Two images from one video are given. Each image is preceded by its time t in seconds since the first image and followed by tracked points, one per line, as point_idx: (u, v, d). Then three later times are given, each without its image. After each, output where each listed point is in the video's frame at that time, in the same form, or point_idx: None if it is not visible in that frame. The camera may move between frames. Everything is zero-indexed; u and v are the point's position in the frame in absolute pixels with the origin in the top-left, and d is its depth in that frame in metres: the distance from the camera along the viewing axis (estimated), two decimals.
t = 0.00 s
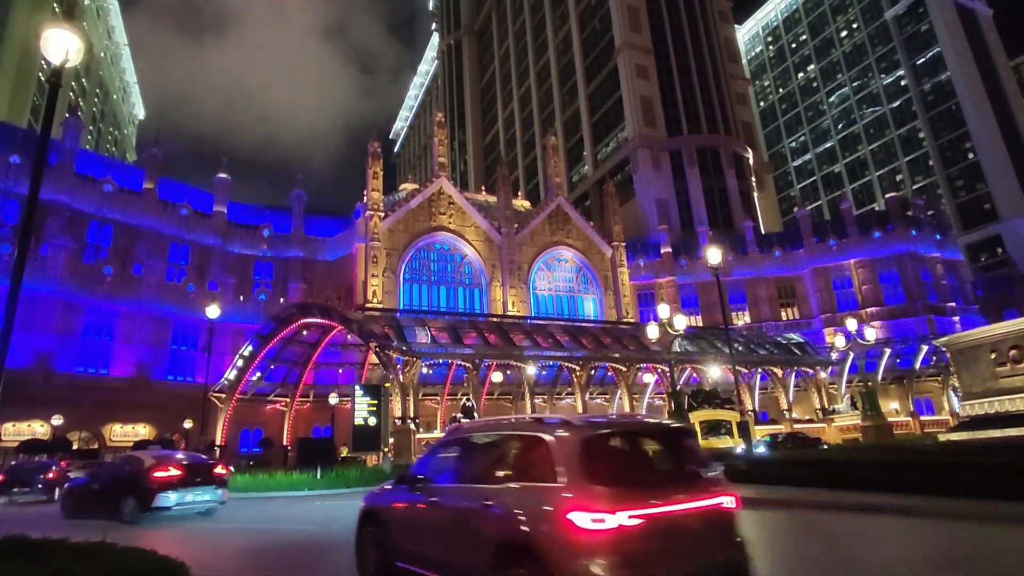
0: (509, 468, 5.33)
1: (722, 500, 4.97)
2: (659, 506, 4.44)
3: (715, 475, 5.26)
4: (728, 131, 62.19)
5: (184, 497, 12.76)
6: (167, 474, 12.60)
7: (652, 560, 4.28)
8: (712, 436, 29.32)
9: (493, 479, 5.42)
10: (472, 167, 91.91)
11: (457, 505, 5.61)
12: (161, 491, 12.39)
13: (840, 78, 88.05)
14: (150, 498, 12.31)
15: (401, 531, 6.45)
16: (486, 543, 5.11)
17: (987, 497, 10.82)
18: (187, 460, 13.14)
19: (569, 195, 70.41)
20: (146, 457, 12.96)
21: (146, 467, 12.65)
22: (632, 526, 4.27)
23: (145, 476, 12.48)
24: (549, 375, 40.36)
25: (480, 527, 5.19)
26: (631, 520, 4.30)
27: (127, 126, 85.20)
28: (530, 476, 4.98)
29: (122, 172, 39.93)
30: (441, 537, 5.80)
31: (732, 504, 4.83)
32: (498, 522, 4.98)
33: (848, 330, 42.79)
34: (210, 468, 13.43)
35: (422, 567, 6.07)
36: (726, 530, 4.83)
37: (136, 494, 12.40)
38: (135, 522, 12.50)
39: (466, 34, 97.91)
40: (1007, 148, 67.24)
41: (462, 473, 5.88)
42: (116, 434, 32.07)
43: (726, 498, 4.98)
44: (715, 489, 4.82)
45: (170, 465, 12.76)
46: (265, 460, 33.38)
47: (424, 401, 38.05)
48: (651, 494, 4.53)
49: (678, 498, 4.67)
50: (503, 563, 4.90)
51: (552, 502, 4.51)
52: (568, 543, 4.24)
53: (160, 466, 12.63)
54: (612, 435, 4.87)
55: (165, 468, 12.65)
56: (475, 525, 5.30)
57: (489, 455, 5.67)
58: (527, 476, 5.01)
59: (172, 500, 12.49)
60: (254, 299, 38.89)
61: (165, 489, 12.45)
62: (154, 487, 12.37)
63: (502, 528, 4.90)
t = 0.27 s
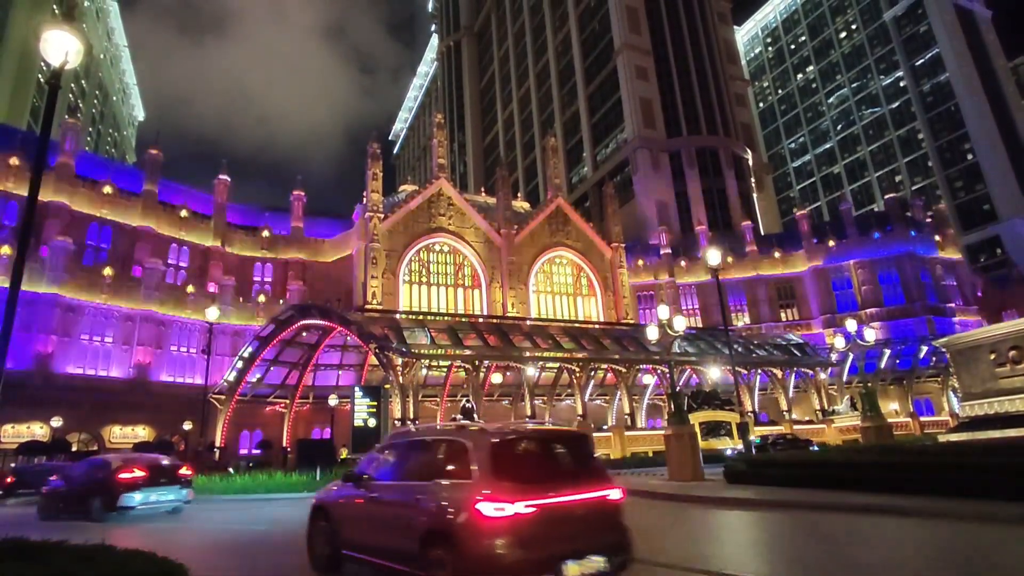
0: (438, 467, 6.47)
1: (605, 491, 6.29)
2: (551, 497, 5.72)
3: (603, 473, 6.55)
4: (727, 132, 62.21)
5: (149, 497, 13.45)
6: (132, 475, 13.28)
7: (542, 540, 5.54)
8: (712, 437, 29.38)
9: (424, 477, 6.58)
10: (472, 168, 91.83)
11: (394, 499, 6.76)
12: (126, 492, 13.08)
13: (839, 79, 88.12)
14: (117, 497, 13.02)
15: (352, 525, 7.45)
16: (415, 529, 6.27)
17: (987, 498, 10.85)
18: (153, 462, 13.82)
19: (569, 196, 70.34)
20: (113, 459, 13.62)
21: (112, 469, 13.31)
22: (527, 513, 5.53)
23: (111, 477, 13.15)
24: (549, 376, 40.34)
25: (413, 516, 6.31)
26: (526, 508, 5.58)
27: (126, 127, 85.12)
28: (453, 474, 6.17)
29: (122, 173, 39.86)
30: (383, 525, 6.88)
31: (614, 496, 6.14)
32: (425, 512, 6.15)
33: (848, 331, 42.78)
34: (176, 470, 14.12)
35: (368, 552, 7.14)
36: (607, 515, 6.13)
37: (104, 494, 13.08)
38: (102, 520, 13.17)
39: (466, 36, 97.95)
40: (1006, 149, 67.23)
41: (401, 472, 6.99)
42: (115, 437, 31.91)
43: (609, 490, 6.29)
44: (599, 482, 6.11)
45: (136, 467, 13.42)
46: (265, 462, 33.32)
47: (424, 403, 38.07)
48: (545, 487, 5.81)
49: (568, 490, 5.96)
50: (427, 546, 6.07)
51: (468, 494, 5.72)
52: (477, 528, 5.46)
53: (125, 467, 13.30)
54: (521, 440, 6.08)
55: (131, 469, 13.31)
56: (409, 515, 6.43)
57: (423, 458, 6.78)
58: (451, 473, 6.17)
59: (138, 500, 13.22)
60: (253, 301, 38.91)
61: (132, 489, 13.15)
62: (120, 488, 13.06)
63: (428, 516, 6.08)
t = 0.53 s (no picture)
0: (380, 466, 6.99)
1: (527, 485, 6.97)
2: (476, 490, 6.37)
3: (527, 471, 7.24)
4: (726, 134, 62.28)
5: (117, 498, 13.94)
6: (100, 478, 13.75)
7: (468, 527, 6.16)
8: (711, 439, 29.38)
9: (366, 476, 7.10)
10: (471, 169, 91.83)
11: (340, 496, 7.26)
12: (95, 494, 13.59)
13: (837, 81, 88.29)
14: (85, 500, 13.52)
15: (302, 518, 7.85)
16: (357, 522, 6.78)
17: (985, 499, 10.88)
18: (122, 466, 14.27)
19: (568, 197, 70.33)
20: (84, 463, 14.12)
21: (82, 472, 13.82)
22: (451, 505, 6.14)
23: (80, 480, 13.66)
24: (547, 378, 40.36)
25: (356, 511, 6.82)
26: (452, 501, 6.20)
27: (125, 129, 85.10)
28: (392, 472, 6.73)
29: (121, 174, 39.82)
30: (329, 520, 7.36)
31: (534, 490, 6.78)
32: (365, 504, 6.70)
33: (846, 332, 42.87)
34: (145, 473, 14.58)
35: (314, 545, 7.60)
36: (529, 508, 6.77)
37: (72, 496, 13.59)
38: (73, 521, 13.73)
39: (465, 37, 98.06)
40: (1003, 151, 67.27)
41: (347, 472, 7.48)
42: (113, 439, 31.70)
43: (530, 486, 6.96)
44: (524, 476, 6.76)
45: (104, 471, 13.89)
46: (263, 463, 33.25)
47: (422, 404, 38.09)
48: (471, 483, 6.45)
49: (492, 484, 6.61)
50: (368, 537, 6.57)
51: (403, 489, 6.30)
52: (410, 518, 6.04)
53: (94, 471, 13.77)
54: (452, 442, 6.70)
55: (99, 472, 13.78)
56: (352, 509, 6.94)
57: (367, 457, 7.30)
58: (389, 471, 6.74)
59: (107, 501, 13.73)
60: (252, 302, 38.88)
61: (99, 492, 13.66)
62: (89, 490, 13.58)
63: (367, 508, 6.63)
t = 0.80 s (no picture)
0: (333, 465, 7.89)
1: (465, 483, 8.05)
2: (418, 487, 7.42)
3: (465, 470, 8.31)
4: (724, 136, 62.37)
5: (89, 501, 14.67)
6: (73, 482, 14.48)
7: (410, 518, 7.22)
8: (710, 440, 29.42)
9: (321, 474, 8.00)
10: (470, 171, 91.82)
11: (298, 492, 8.13)
12: (68, 498, 14.29)
13: (835, 83, 88.48)
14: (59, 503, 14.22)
15: (265, 515, 8.54)
16: (312, 515, 7.68)
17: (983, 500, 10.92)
18: (96, 470, 15.02)
19: (567, 199, 70.31)
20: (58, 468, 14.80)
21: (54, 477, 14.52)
22: (395, 500, 7.18)
23: (53, 484, 14.37)
24: (546, 379, 40.35)
25: (311, 505, 7.71)
26: (396, 496, 7.24)
27: (123, 130, 85.03)
28: (344, 470, 7.67)
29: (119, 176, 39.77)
30: (286, 514, 8.20)
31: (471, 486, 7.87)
32: (320, 501, 7.57)
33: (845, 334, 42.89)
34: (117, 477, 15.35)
35: (271, 538, 8.41)
36: (465, 502, 7.86)
37: (46, 500, 14.28)
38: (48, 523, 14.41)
39: (464, 39, 98.15)
40: (1000, 154, 67.40)
41: (303, 470, 8.31)
42: (111, 441, 31.64)
43: (467, 483, 8.07)
44: (462, 475, 7.87)
45: (77, 476, 14.61)
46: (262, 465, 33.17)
47: (421, 406, 38.09)
48: (414, 480, 7.50)
49: (433, 482, 7.69)
50: (321, 528, 7.47)
51: (353, 485, 7.28)
52: (359, 510, 7.03)
53: (66, 476, 14.48)
54: (399, 445, 7.71)
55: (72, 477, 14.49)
56: (307, 504, 7.83)
57: (323, 456, 8.18)
58: (341, 470, 7.68)
59: (80, 504, 14.44)
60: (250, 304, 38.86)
61: (73, 495, 14.36)
62: (62, 493, 14.26)
63: (321, 504, 7.52)
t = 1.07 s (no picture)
0: (293, 465, 8.65)
1: (416, 482, 8.87)
2: (371, 486, 8.24)
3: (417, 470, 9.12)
4: (722, 137, 62.51)
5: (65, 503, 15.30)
6: (49, 484, 15.13)
7: (362, 514, 8.02)
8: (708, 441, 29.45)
9: (283, 473, 8.74)
10: (468, 172, 91.95)
11: (261, 489, 8.87)
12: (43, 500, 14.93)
13: (833, 85, 88.74)
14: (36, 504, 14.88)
15: (231, 511, 9.29)
16: (273, 511, 8.45)
17: (980, 501, 10.94)
18: (71, 473, 15.66)
19: (565, 200, 70.36)
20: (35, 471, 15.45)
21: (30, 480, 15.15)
22: (348, 497, 7.98)
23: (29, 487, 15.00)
24: (545, 380, 40.37)
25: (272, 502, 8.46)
26: (349, 494, 8.06)
27: (121, 131, 84.88)
28: (303, 470, 8.44)
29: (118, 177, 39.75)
30: (251, 510, 8.95)
31: (420, 486, 8.69)
32: (280, 498, 8.33)
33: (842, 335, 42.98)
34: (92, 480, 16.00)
35: (238, 532, 9.15)
36: (415, 500, 8.69)
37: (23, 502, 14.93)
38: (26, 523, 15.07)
39: (462, 41, 98.23)
40: (997, 155, 67.67)
41: (267, 469, 9.04)
42: (109, 442, 31.65)
43: (417, 482, 8.89)
44: (413, 475, 8.67)
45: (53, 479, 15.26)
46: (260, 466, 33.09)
47: (420, 407, 38.12)
48: (368, 480, 8.31)
49: (385, 481, 8.50)
50: (281, 524, 8.24)
51: (311, 484, 8.07)
52: (315, 507, 7.81)
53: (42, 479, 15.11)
54: (356, 446, 8.51)
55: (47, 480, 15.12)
56: (269, 501, 8.58)
57: (284, 456, 8.90)
58: (301, 470, 8.43)
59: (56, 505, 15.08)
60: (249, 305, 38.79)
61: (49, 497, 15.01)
62: (38, 495, 14.91)
63: (282, 500, 8.28)
